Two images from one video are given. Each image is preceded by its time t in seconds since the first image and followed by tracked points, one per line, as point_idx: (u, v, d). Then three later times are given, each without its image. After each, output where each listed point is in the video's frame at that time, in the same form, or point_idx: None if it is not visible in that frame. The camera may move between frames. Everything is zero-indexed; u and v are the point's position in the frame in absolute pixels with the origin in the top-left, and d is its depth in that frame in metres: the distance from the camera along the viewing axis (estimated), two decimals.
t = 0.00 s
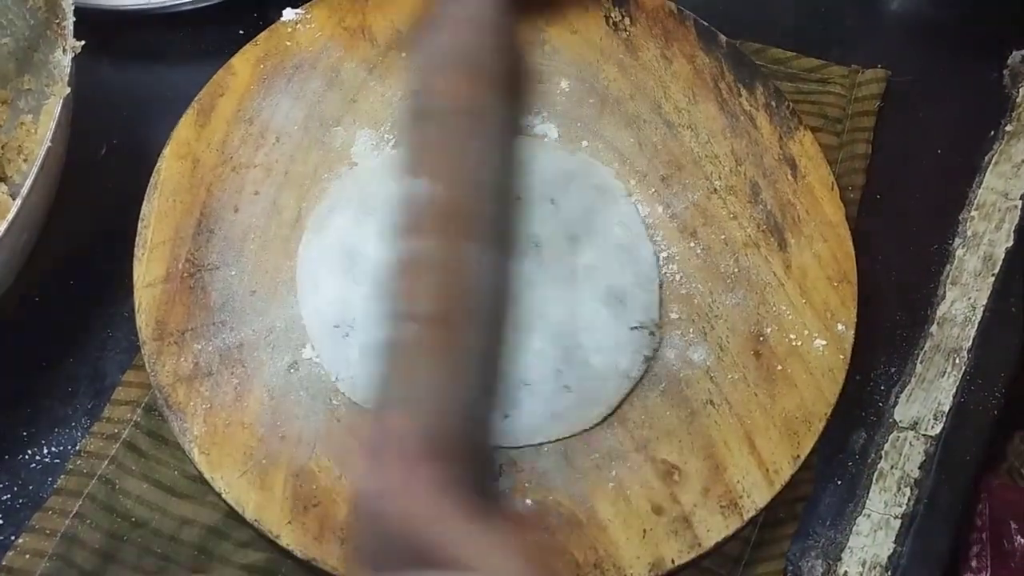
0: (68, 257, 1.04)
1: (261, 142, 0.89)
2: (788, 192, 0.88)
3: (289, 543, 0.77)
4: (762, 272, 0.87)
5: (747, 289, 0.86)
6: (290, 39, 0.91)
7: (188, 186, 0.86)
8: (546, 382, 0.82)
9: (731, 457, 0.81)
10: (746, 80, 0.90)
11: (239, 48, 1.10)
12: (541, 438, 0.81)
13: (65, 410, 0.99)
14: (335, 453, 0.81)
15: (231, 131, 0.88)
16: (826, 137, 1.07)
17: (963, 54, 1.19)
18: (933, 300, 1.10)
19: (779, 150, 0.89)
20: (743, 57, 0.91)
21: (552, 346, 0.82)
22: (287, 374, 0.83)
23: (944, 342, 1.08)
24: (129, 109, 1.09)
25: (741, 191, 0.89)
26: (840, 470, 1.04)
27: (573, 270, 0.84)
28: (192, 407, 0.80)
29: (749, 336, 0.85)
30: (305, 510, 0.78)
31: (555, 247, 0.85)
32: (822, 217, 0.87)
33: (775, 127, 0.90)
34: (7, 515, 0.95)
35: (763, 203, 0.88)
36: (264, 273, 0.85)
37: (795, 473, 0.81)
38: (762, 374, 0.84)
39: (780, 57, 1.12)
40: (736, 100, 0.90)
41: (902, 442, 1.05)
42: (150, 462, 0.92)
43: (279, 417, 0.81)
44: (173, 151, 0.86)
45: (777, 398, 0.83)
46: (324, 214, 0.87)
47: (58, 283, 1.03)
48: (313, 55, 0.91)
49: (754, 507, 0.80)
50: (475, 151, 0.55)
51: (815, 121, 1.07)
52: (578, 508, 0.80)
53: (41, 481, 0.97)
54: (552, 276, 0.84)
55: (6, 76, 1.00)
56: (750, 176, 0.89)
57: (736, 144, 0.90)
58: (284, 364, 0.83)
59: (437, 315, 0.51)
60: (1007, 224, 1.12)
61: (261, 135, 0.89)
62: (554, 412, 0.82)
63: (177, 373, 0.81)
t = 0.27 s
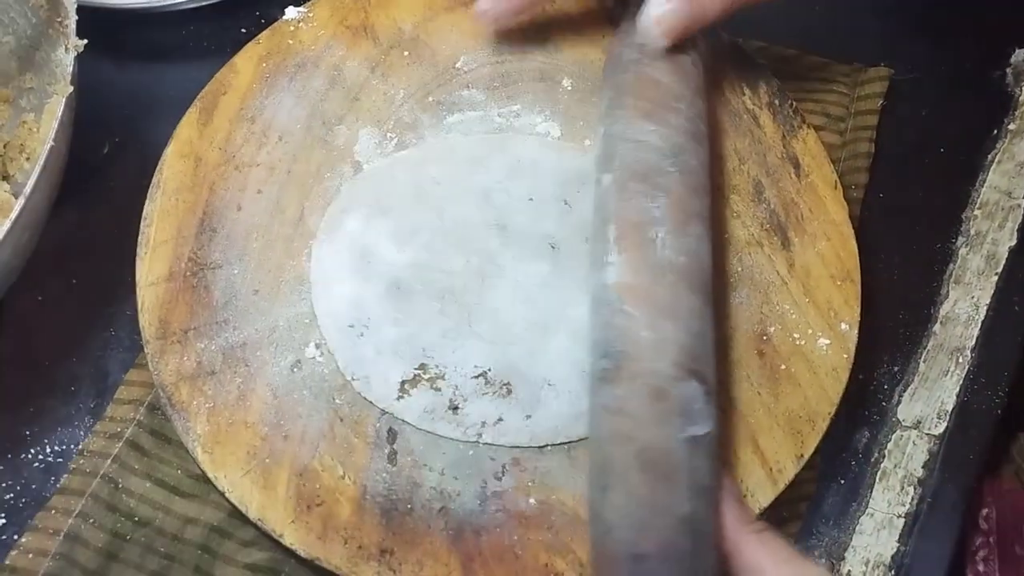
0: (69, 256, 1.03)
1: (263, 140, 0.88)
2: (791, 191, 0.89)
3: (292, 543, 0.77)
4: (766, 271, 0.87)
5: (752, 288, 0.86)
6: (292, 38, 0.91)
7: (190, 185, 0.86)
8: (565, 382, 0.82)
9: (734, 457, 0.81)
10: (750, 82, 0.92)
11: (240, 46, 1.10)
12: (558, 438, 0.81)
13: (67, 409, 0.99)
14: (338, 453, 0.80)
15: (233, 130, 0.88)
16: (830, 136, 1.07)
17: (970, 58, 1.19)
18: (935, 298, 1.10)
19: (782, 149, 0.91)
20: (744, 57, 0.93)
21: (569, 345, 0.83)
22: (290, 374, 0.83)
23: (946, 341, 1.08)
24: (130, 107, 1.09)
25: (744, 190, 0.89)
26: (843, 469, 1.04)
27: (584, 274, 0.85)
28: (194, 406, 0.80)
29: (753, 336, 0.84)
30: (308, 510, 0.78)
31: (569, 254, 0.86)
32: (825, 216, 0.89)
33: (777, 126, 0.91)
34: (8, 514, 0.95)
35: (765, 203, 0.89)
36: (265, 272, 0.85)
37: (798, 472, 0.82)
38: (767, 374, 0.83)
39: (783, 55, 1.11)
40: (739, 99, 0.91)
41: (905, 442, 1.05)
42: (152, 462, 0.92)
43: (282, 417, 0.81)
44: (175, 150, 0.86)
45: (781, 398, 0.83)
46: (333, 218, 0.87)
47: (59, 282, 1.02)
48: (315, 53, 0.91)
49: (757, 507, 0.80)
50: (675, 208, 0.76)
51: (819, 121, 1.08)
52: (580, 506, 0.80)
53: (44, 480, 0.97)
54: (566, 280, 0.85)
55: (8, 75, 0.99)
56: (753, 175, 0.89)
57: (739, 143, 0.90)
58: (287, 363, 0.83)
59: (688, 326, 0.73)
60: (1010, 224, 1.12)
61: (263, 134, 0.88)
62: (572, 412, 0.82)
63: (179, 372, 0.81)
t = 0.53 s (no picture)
0: (74, 255, 1.04)
1: (268, 140, 0.89)
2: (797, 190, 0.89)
3: (299, 542, 0.77)
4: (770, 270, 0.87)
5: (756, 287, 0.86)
6: (297, 37, 0.91)
7: (195, 184, 0.87)
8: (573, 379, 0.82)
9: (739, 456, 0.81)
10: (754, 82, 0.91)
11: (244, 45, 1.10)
12: (565, 437, 0.81)
13: (72, 408, 0.99)
14: (344, 452, 0.80)
15: (239, 129, 0.88)
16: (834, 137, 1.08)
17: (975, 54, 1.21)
18: (940, 297, 1.10)
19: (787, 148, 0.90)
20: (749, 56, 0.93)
21: (577, 342, 0.83)
22: (296, 373, 0.83)
23: (950, 340, 1.08)
24: (134, 106, 1.09)
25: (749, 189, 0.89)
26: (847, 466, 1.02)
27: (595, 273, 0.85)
28: (200, 405, 0.80)
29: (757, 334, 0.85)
30: (313, 509, 0.78)
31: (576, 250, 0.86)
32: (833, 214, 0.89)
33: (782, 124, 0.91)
34: (14, 513, 0.95)
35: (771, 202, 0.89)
36: (271, 271, 0.85)
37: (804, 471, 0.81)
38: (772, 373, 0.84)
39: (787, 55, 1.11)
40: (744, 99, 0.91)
41: (911, 440, 1.02)
42: (158, 461, 0.92)
43: (288, 415, 0.81)
44: (181, 149, 0.87)
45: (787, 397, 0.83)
46: (340, 221, 0.86)
47: (64, 280, 1.03)
48: (320, 52, 0.91)
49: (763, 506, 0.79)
50: (834, 179, 0.67)
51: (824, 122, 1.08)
52: (587, 506, 0.79)
53: (50, 479, 0.97)
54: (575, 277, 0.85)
55: (12, 74, 0.99)
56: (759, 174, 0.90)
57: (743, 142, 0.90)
58: (293, 362, 0.83)
59: (862, 311, 0.64)
60: (1014, 223, 1.12)
61: (268, 133, 0.89)
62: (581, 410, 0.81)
63: (185, 371, 0.81)
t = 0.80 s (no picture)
0: (79, 251, 1.04)
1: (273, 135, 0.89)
2: (800, 185, 0.88)
3: (304, 536, 0.77)
4: (776, 266, 0.86)
5: (760, 281, 0.86)
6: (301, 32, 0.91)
7: (200, 180, 0.87)
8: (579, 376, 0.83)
9: (744, 451, 0.81)
10: (758, 76, 0.91)
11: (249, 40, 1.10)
12: (571, 433, 0.82)
13: (78, 404, 0.99)
14: (350, 447, 0.81)
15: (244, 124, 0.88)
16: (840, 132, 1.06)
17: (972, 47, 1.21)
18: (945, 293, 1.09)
19: (792, 143, 0.89)
20: (753, 50, 0.92)
21: (585, 339, 0.83)
22: (301, 368, 0.83)
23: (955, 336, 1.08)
24: (139, 101, 1.09)
25: (754, 185, 0.89)
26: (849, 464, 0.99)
27: (605, 268, 0.86)
28: (206, 400, 0.80)
29: (763, 330, 0.85)
30: (319, 504, 0.78)
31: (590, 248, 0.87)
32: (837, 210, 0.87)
33: (786, 120, 0.89)
34: (20, 508, 0.95)
35: (775, 198, 0.88)
36: (276, 266, 0.86)
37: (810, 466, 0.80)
38: (777, 368, 0.83)
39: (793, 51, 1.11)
40: (748, 94, 0.90)
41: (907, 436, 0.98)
42: (163, 455, 0.92)
43: (293, 410, 0.81)
44: (185, 145, 0.88)
45: (792, 391, 0.82)
46: (349, 219, 0.87)
47: (70, 276, 1.03)
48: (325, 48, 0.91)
49: (768, 501, 0.79)
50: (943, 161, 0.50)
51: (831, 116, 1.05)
52: (592, 501, 0.80)
53: (56, 474, 0.97)
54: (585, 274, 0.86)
55: (18, 70, 1.00)
56: (763, 170, 0.89)
57: (748, 137, 0.90)
58: (299, 357, 0.83)
59: (972, 305, 0.49)
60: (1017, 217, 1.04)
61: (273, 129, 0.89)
62: (586, 408, 0.82)
63: (191, 366, 0.81)
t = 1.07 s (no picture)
0: (85, 250, 1.04)
1: (279, 136, 0.89)
2: (804, 186, 0.88)
3: (311, 535, 0.77)
4: (780, 266, 0.87)
5: (764, 281, 0.87)
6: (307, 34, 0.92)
7: (207, 180, 0.86)
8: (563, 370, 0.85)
9: (749, 450, 0.81)
10: (762, 77, 0.90)
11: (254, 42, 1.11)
12: (564, 434, 0.83)
13: (84, 403, 0.99)
14: (356, 446, 0.81)
15: (250, 125, 0.89)
16: (843, 132, 1.06)
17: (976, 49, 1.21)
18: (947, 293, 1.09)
19: (796, 143, 0.89)
20: (757, 51, 0.91)
21: (552, 344, 0.86)
22: (307, 367, 0.83)
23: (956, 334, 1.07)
24: (144, 102, 1.10)
25: (758, 185, 0.89)
26: (855, 463, 0.99)
27: (566, 252, 0.89)
28: (212, 400, 0.81)
29: (767, 330, 0.85)
30: (326, 503, 0.78)
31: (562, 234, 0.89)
32: (840, 212, 0.87)
33: (790, 121, 0.90)
34: (27, 507, 0.96)
35: (779, 198, 0.88)
36: (282, 266, 0.86)
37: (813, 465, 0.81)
38: (781, 368, 0.84)
39: (795, 51, 1.11)
40: (752, 94, 0.90)
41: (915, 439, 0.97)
42: (170, 455, 0.93)
43: (299, 410, 0.81)
44: (192, 145, 0.87)
45: (797, 391, 0.83)
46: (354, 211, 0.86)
47: (76, 276, 1.03)
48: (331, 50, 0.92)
49: (772, 500, 0.80)
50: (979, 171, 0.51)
51: (833, 117, 1.07)
52: (597, 500, 0.80)
53: (62, 473, 0.97)
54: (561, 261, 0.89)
55: (24, 71, 0.99)
56: (767, 171, 0.89)
57: (751, 138, 0.90)
58: (305, 357, 0.83)
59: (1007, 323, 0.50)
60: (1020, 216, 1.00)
61: (279, 130, 0.89)
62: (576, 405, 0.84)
63: (197, 366, 0.81)
